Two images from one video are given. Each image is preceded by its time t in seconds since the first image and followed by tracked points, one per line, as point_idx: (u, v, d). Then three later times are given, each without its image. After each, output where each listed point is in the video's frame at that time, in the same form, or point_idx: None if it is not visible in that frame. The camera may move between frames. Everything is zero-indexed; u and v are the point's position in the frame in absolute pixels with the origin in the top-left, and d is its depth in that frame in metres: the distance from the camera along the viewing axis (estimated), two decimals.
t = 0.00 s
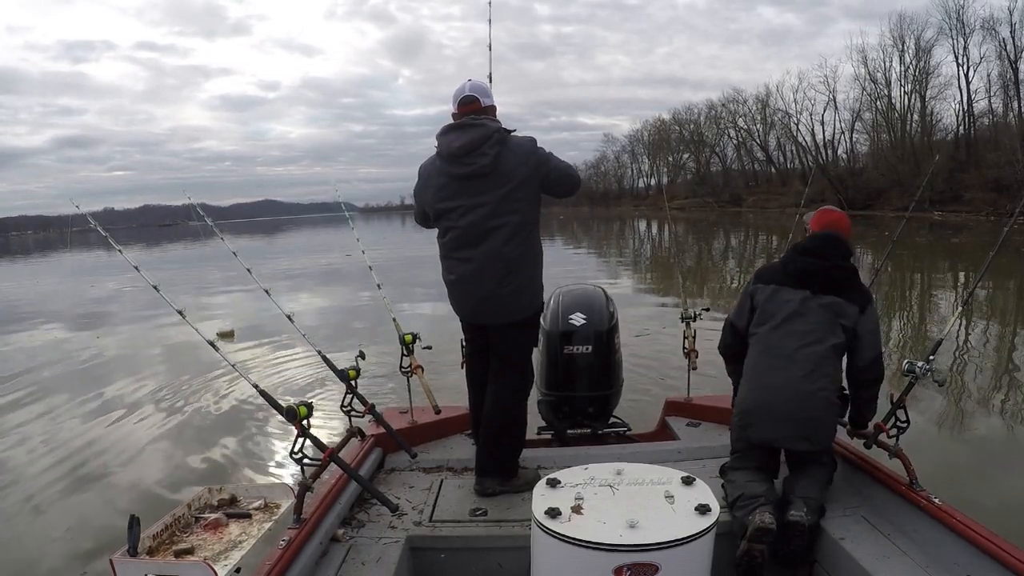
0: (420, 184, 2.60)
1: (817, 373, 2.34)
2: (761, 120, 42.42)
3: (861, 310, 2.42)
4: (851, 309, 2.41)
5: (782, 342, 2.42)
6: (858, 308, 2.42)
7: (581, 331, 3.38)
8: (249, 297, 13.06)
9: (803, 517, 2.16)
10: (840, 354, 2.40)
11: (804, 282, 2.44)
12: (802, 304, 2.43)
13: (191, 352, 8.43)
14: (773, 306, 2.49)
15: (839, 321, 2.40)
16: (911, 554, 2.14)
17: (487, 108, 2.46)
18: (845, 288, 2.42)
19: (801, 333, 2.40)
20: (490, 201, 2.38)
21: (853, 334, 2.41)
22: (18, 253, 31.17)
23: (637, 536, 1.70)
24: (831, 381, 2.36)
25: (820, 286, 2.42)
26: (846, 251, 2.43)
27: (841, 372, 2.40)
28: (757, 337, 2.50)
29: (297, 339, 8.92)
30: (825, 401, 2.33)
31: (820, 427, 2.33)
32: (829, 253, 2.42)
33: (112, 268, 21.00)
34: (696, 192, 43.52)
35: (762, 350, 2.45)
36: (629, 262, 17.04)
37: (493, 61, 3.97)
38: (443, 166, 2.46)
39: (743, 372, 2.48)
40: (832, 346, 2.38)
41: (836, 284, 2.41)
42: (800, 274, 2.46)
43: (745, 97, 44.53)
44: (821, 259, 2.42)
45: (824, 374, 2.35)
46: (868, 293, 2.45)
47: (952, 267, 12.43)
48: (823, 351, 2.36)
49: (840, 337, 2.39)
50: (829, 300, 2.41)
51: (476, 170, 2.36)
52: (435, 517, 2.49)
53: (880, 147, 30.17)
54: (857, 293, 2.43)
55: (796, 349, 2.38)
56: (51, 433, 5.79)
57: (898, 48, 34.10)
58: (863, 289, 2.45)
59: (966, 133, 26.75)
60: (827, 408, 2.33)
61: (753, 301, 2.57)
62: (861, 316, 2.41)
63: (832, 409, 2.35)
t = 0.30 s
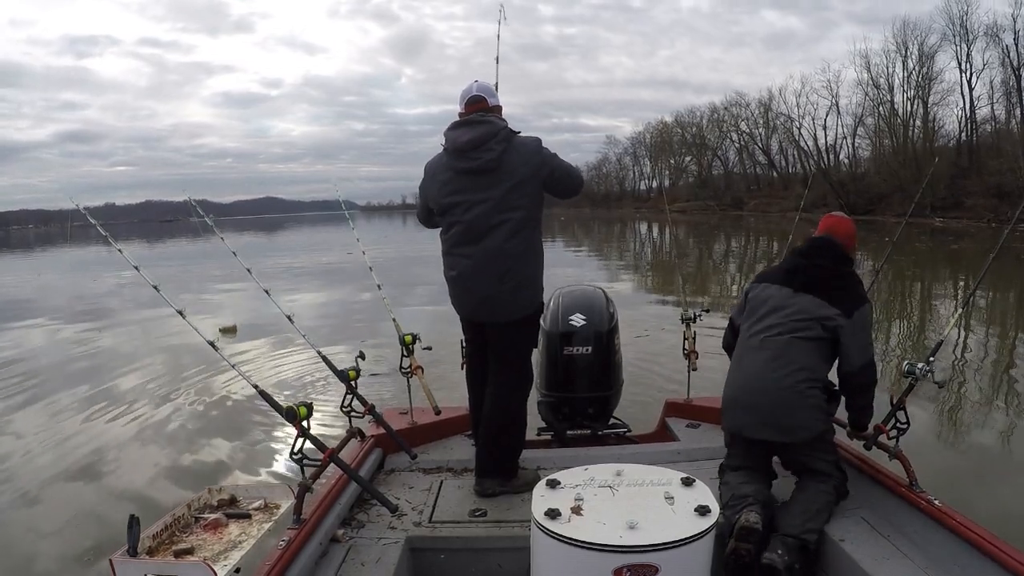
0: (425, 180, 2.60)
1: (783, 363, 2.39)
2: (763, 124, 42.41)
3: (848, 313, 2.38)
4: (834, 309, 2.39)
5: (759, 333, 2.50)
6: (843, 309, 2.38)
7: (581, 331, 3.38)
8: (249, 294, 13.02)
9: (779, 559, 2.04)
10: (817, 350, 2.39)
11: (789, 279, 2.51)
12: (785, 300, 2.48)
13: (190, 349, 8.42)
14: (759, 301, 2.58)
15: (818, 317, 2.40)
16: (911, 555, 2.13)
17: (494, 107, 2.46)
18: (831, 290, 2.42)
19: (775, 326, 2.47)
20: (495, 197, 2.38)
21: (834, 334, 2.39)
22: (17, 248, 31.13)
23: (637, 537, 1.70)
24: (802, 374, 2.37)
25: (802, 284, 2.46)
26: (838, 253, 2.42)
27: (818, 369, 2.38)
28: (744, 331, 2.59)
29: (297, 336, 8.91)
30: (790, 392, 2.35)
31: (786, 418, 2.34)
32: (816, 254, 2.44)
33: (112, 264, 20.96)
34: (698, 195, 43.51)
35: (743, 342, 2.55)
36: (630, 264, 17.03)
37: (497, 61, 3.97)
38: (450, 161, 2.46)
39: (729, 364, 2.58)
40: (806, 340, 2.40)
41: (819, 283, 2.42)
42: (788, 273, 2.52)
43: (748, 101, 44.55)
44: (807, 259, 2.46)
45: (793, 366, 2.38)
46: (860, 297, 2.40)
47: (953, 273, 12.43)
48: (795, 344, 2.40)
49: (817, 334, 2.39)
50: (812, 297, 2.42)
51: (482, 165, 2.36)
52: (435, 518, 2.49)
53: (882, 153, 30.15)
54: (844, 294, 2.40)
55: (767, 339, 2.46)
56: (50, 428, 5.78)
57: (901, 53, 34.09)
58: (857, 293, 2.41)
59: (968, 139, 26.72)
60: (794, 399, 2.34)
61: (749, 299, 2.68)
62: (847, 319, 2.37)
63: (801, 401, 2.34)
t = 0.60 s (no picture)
0: (428, 177, 2.60)
1: (762, 366, 2.33)
2: (765, 125, 42.42)
3: (839, 324, 2.28)
4: (825, 318, 2.30)
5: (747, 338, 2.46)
6: (835, 320, 2.29)
7: (581, 331, 3.38)
8: (249, 292, 13.03)
9: None
10: (800, 357, 2.31)
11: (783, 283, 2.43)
12: (774, 307, 2.42)
13: (190, 346, 8.43)
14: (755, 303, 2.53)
15: (806, 325, 2.31)
16: (911, 555, 2.13)
17: (497, 106, 2.46)
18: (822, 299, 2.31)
19: (762, 329, 2.41)
20: (496, 194, 2.38)
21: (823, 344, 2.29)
22: (18, 243, 31.06)
23: (638, 537, 1.70)
24: (780, 380, 2.29)
25: (793, 288, 2.37)
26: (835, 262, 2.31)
27: (800, 377, 2.30)
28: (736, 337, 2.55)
29: (297, 334, 8.91)
30: (766, 396, 2.28)
31: (759, 423, 2.27)
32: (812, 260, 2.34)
33: (113, 260, 20.94)
34: (699, 196, 43.49)
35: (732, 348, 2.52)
36: (631, 264, 17.03)
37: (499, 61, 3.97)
38: (453, 158, 2.46)
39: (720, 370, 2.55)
40: (791, 347, 2.32)
41: (811, 291, 2.32)
42: (784, 276, 2.44)
43: (750, 102, 44.54)
44: (802, 263, 2.37)
45: (773, 371, 2.30)
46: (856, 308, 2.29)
47: (953, 276, 12.44)
48: (778, 349, 2.33)
49: (804, 342, 2.31)
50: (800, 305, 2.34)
51: (486, 162, 2.36)
52: (435, 517, 2.49)
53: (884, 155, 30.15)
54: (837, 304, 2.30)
55: (753, 341, 2.41)
56: (50, 424, 5.78)
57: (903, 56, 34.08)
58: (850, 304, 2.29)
59: (970, 143, 26.72)
60: (768, 405, 2.27)
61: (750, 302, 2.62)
62: (838, 331, 2.28)
63: (776, 407, 2.26)
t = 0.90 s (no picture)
0: (426, 176, 2.60)
1: (761, 393, 2.18)
2: (766, 125, 42.40)
3: (844, 356, 2.15)
4: (830, 348, 2.15)
5: (747, 354, 2.28)
6: (840, 350, 2.15)
7: (581, 331, 3.38)
8: (250, 291, 13.03)
9: None
10: (801, 384, 2.16)
11: (790, 300, 2.22)
12: (777, 326, 2.23)
13: (191, 346, 8.44)
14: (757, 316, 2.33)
15: (810, 354, 2.15)
16: (911, 555, 2.13)
17: (497, 106, 2.46)
18: (829, 325, 2.14)
19: (762, 350, 2.24)
20: (496, 193, 2.38)
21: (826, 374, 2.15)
22: (19, 242, 31.07)
23: (637, 536, 1.70)
24: (780, 409, 2.16)
25: (800, 309, 2.17)
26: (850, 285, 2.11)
27: (801, 405, 2.17)
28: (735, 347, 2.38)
29: (298, 333, 8.92)
30: (764, 426, 2.15)
31: (755, 452, 2.16)
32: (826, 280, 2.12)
33: (114, 259, 20.95)
34: (700, 195, 43.47)
35: (730, 360, 2.36)
36: (632, 264, 17.04)
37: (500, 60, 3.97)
38: (453, 157, 2.45)
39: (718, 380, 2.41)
40: (792, 374, 2.17)
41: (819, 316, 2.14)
42: (791, 292, 2.23)
43: (751, 101, 44.47)
44: (813, 283, 2.15)
45: (772, 398, 2.16)
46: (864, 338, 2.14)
47: (954, 275, 12.44)
48: (778, 376, 2.17)
49: (805, 370, 2.15)
50: (806, 329, 2.17)
51: (486, 162, 2.36)
52: (435, 517, 2.49)
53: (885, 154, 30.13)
54: (844, 331, 2.14)
55: (752, 363, 2.24)
56: (50, 423, 5.79)
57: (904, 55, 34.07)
58: (856, 333, 2.15)
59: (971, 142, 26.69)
60: (766, 435, 2.14)
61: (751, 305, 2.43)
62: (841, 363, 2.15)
63: (773, 437, 2.14)
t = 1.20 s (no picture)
0: (423, 178, 2.60)
1: (767, 405, 2.11)
2: (766, 125, 42.40)
3: (851, 364, 2.06)
4: (838, 356, 2.06)
5: (752, 362, 2.20)
6: (848, 358, 2.06)
7: (581, 331, 3.38)
8: (251, 294, 13.04)
9: None
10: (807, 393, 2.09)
11: (796, 305, 2.11)
12: (784, 333, 2.12)
13: (192, 348, 8.45)
14: (760, 320, 2.22)
15: (819, 364, 2.07)
16: (910, 556, 2.13)
17: (494, 108, 2.46)
18: (839, 332, 2.05)
19: (767, 359, 2.15)
20: (494, 199, 2.38)
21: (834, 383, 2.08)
22: (21, 246, 31.13)
23: (637, 536, 1.70)
24: (787, 420, 2.10)
25: (809, 316, 2.06)
26: (861, 290, 2.00)
27: (808, 414, 2.11)
28: (739, 350, 2.29)
29: (299, 335, 8.92)
30: (770, 439, 2.10)
31: (761, 465, 2.12)
32: (836, 284, 2.01)
33: (116, 263, 20.97)
34: (700, 196, 43.46)
35: (734, 365, 2.27)
36: (634, 265, 17.04)
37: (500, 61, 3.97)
38: (450, 161, 2.45)
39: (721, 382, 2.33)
40: (797, 384, 2.09)
41: (829, 323, 2.04)
42: (797, 295, 2.12)
43: (751, 102, 44.47)
44: (822, 286, 2.04)
45: (779, 411, 2.10)
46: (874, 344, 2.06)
47: (955, 275, 12.44)
48: (784, 387, 2.10)
49: (813, 380, 2.08)
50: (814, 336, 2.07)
51: (484, 168, 2.36)
52: (435, 517, 2.49)
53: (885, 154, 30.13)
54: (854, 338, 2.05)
55: (757, 373, 2.16)
56: (51, 426, 5.79)
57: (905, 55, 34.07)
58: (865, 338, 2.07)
59: (971, 142, 26.67)
60: (773, 448, 2.10)
61: (750, 303, 2.30)
62: (850, 370, 2.07)
63: (779, 451, 2.10)
